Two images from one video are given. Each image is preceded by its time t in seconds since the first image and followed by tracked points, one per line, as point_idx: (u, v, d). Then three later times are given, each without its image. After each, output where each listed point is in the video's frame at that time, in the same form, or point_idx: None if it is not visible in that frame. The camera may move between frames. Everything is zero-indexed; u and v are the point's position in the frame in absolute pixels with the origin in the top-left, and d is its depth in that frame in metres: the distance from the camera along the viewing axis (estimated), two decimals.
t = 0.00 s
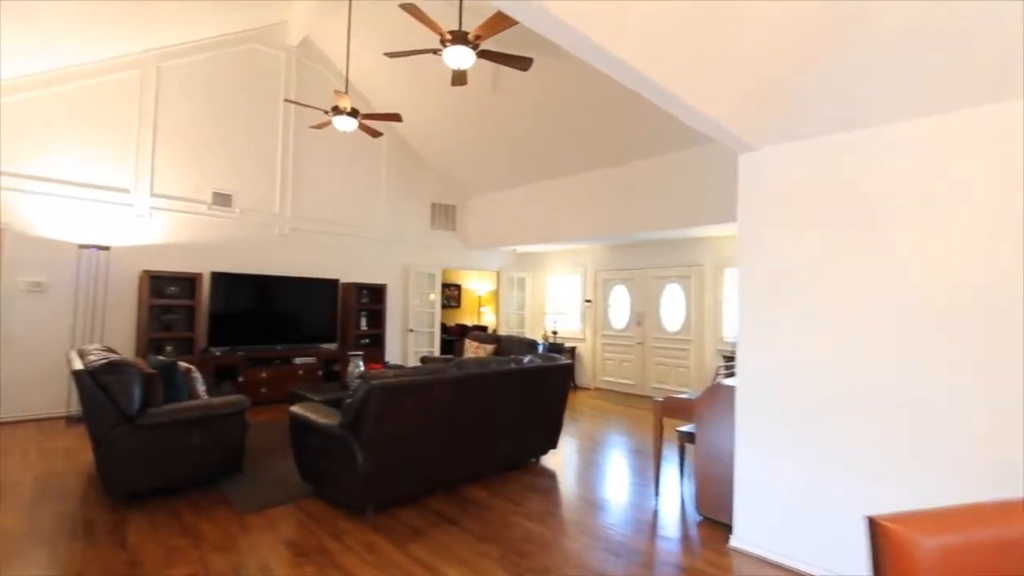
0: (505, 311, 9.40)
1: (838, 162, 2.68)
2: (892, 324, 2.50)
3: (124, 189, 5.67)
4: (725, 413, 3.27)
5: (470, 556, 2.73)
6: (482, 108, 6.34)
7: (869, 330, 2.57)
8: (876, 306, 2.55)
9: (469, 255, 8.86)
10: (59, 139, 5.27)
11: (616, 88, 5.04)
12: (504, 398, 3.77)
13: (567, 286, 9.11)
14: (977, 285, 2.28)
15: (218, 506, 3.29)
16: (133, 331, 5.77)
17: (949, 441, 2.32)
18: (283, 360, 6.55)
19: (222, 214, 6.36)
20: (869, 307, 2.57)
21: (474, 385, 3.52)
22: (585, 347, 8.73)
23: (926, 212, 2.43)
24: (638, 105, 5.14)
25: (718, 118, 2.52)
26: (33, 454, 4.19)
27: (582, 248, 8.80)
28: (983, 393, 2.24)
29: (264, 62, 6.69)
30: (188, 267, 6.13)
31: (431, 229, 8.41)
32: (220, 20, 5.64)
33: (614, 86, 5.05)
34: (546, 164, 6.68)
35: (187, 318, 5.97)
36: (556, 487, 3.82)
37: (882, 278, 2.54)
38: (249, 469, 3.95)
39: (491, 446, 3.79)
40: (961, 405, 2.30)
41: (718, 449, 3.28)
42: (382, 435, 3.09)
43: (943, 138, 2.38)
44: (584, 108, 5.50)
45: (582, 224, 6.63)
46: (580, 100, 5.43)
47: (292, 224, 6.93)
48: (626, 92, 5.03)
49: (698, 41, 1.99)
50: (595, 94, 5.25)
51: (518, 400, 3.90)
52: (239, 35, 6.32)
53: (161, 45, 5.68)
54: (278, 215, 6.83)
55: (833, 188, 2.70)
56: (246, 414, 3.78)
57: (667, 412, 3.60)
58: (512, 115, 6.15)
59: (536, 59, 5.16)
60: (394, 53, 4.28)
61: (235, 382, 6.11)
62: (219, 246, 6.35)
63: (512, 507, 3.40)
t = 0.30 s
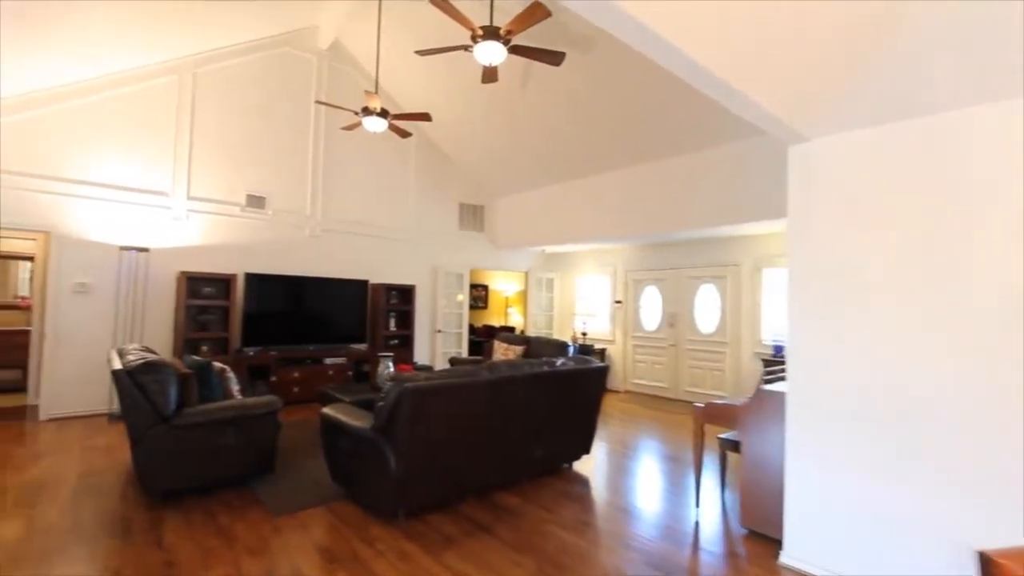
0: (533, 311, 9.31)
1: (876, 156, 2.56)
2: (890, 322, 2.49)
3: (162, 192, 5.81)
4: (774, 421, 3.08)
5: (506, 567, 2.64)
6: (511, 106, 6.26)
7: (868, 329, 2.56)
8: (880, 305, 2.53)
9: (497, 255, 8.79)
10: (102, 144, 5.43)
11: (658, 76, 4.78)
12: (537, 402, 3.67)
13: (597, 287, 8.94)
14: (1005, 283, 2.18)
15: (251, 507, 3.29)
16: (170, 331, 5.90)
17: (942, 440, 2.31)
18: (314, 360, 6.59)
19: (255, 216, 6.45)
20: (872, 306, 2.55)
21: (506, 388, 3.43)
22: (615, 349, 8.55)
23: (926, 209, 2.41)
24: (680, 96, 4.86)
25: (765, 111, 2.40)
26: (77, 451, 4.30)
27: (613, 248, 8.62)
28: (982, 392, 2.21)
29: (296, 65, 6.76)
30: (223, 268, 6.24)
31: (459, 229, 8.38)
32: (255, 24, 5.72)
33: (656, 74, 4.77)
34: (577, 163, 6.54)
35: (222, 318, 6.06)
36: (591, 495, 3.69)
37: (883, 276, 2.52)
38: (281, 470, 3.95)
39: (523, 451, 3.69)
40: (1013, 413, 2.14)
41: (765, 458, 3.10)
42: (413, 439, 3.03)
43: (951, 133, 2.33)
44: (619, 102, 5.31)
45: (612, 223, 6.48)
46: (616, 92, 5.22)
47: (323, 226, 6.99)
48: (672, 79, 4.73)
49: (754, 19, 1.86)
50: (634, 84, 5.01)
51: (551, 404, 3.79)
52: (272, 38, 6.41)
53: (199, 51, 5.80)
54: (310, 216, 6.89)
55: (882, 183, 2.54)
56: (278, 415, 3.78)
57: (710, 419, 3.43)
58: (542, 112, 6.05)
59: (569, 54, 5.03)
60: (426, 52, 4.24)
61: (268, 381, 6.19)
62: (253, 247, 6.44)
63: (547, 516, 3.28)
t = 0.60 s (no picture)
0: (559, 312, 9.21)
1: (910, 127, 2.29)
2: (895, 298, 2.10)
3: (196, 196, 5.92)
4: (823, 430, 2.90)
5: None
6: (538, 104, 6.18)
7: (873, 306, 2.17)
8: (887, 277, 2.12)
9: (523, 256, 8.72)
10: (139, 149, 5.57)
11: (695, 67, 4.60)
12: (568, 406, 3.57)
13: (625, 288, 8.78)
14: None
15: (283, 509, 3.29)
16: (204, 332, 6.01)
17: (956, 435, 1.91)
18: (342, 361, 6.62)
19: (286, 218, 6.53)
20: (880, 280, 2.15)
21: (538, 393, 3.34)
22: (644, 351, 8.37)
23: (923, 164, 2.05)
24: (725, 86, 4.65)
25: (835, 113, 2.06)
26: (115, 450, 4.39)
27: (642, 247, 8.44)
28: (981, 391, 1.85)
29: (324, 68, 6.83)
30: (254, 270, 6.32)
31: (485, 230, 8.34)
32: (284, 28, 5.79)
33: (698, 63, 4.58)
34: (605, 160, 6.41)
35: (254, 319, 6.15)
36: (625, 503, 3.58)
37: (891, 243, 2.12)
38: (312, 472, 3.96)
39: (554, 456, 3.59)
40: None
41: (814, 469, 2.92)
42: (444, 443, 2.96)
43: None
44: (656, 96, 5.13)
45: (643, 223, 6.33)
46: (653, 85, 5.03)
47: (351, 227, 7.04)
48: (720, 68, 4.48)
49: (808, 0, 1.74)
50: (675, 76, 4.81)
51: (584, 408, 3.68)
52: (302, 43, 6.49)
53: (231, 56, 5.91)
54: (338, 219, 6.95)
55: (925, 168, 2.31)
56: (309, 416, 3.78)
57: (752, 427, 3.28)
58: (569, 109, 5.95)
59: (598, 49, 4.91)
60: (453, 49, 4.14)
61: (298, 382, 6.24)
62: (282, 249, 6.52)
63: (580, 524, 3.19)
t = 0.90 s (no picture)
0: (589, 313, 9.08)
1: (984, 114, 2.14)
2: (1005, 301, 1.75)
3: (233, 200, 6.05)
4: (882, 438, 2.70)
5: None
6: (568, 101, 6.08)
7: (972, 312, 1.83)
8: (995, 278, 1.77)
9: (552, 257, 8.62)
10: (178, 155, 5.73)
11: (734, 56, 4.42)
12: (604, 410, 3.46)
13: (657, 287, 8.59)
14: None
15: (317, 510, 3.29)
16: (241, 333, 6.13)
17: None
18: (374, 362, 6.66)
19: (318, 221, 6.62)
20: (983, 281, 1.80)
21: (573, 395, 3.24)
22: (678, 352, 8.16)
23: None
24: (771, 74, 4.43)
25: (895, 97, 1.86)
26: (157, 448, 4.51)
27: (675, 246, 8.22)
28: None
29: (355, 72, 6.89)
30: (287, 272, 6.42)
31: (514, 230, 8.28)
32: (317, 33, 5.86)
33: (738, 52, 4.39)
34: (637, 156, 6.26)
35: (288, 321, 6.25)
36: (664, 510, 3.45)
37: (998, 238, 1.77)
38: (345, 473, 3.96)
39: (590, 460, 3.49)
40: None
41: (872, 480, 2.73)
42: (478, 446, 2.90)
43: None
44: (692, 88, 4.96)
45: (676, 220, 6.15)
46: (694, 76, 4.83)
47: (382, 229, 7.09)
48: (770, 52, 4.24)
49: None
50: (719, 65, 4.59)
51: (620, 411, 3.56)
52: (333, 47, 6.56)
53: (265, 62, 6.01)
54: (369, 220, 7.00)
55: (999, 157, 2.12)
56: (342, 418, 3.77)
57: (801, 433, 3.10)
58: (601, 105, 5.82)
59: (631, 43, 4.78)
60: (484, 46, 4.07)
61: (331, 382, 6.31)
62: (314, 251, 6.60)
63: (618, 532, 3.08)
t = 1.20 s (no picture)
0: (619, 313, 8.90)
1: None
2: None
3: (266, 203, 6.14)
4: (948, 446, 2.49)
5: None
6: (598, 97, 5.94)
7: None
8: None
9: (582, 256, 8.48)
10: (213, 160, 5.85)
11: (774, 42, 4.22)
12: (640, 413, 3.32)
13: (690, 286, 8.35)
14: None
15: (349, 513, 3.27)
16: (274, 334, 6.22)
17: None
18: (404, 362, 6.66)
19: (348, 222, 6.66)
20: None
21: (608, 399, 3.12)
22: (713, 353, 7.90)
23: None
24: (814, 60, 4.22)
25: (968, 74, 1.71)
26: (194, 448, 4.58)
27: (709, 244, 7.97)
28: None
29: (384, 74, 6.92)
30: (318, 274, 6.47)
31: (543, 230, 8.18)
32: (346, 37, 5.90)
33: (779, 37, 4.19)
34: (670, 151, 6.07)
35: (319, 322, 6.31)
36: (705, 519, 3.29)
37: None
38: (376, 475, 3.94)
39: (626, 466, 3.36)
40: None
41: (938, 491, 2.52)
42: (511, 452, 2.82)
43: None
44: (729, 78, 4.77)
45: (712, 217, 5.93)
46: (732, 65, 4.64)
47: (410, 230, 7.09)
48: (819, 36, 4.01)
49: None
50: (759, 52, 4.39)
51: (657, 415, 3.42)
52: (362, 50, 6.60)
53: (296, 67, 6.09)
54: (398, 222, 7.01)
55: None
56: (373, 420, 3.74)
57: (854, 441, 2.91)
58: (632, 99, 5.67)
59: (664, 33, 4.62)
60: (512, 41, 3.98)
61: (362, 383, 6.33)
62: (344, 253, 6.65)
63: (657, 542, 2.95)
